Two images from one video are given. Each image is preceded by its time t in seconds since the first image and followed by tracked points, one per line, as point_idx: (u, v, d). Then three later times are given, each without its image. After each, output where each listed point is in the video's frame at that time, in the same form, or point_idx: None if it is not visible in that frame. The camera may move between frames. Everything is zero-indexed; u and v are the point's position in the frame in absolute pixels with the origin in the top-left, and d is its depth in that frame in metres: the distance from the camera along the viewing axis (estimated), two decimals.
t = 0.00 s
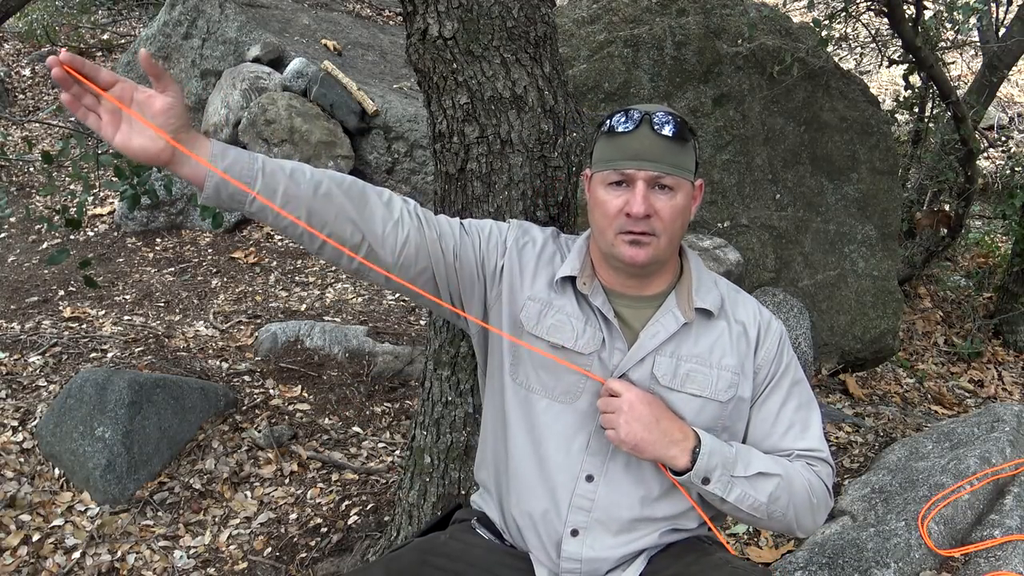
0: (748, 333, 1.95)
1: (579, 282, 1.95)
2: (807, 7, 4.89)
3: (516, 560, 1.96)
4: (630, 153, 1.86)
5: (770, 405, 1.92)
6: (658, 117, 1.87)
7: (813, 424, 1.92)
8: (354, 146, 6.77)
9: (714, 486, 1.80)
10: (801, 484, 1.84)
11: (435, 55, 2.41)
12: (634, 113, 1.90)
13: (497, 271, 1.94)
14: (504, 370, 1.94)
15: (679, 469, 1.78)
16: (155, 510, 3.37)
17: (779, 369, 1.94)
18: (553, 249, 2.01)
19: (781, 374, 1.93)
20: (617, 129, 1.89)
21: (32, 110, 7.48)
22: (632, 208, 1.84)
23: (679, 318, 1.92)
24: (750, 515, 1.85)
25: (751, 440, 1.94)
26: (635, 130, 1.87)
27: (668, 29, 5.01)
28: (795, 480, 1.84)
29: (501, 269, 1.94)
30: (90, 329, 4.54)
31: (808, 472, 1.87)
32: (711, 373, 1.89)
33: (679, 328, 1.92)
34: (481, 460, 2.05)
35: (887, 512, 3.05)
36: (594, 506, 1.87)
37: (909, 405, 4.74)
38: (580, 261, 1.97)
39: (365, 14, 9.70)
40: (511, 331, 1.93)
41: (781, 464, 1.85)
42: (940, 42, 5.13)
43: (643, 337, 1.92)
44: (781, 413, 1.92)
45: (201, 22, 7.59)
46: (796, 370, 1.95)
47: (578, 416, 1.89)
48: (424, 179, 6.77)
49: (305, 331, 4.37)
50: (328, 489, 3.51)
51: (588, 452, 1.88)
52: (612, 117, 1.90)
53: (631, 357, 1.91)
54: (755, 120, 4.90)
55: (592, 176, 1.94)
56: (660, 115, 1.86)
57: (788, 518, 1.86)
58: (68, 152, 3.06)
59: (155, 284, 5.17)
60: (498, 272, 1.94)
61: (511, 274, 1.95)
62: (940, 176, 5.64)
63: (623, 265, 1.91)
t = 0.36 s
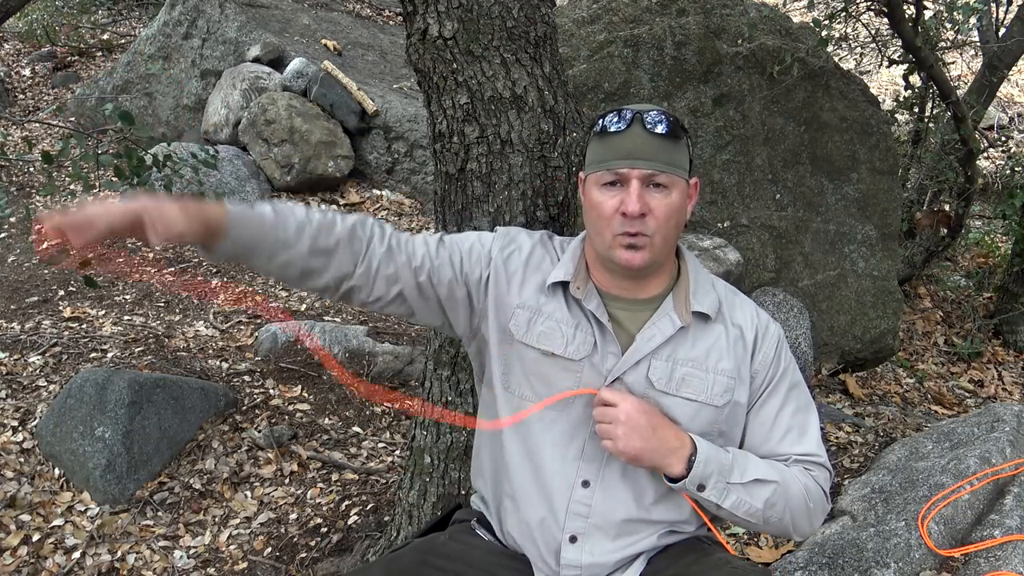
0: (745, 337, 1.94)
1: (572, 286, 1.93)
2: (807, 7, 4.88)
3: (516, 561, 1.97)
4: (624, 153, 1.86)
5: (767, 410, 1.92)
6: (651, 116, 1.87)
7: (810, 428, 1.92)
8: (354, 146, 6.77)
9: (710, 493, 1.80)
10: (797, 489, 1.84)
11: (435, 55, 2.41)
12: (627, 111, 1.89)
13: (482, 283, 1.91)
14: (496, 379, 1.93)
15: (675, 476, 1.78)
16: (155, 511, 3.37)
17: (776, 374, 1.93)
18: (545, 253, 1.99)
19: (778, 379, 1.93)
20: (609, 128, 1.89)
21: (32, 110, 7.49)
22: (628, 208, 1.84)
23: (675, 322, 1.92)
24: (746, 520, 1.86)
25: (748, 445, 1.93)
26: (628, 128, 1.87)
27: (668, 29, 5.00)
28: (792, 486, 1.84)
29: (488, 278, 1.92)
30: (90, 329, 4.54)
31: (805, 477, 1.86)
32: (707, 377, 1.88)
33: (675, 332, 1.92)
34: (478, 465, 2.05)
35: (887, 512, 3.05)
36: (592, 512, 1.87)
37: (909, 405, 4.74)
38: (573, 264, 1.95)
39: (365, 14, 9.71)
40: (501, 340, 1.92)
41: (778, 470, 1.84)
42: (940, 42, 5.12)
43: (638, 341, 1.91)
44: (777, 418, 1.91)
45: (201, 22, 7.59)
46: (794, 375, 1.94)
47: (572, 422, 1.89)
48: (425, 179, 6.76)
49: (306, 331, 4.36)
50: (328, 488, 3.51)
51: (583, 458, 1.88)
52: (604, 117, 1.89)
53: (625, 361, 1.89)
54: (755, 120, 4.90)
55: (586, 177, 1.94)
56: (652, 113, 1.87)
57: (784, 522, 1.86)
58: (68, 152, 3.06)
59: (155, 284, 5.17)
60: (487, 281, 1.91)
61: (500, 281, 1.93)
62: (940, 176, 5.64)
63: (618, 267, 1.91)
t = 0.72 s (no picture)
0: (727, 336, 1.92)
1: (547, 300, 2.00)
2: (807, 7, 4.88)
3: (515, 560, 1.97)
4: (588, 160, 1.89)
5: (753, 408, 1.90)
6: (612, 118, 1.89)
7: (800, 424, 1.88)
8: (354, 146, 6.77)
9: (693, 501, 1.83)
10: (785, 488, 1.82)
11: (435, 55, 2.41)
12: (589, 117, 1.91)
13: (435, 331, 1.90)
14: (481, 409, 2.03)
15: (659, 488, 1.82)
16: (155, 510, 3.37)
17: (761, 372, 1.90)
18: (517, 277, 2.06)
19: (763, 377, 1.90)
20: (574, 133, 1.91)
21: (32, 110, 7.48)
22: (598, 214, 1.87)
23: (652, 325, 1.93)
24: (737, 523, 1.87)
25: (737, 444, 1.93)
26: (591, 135, 1.89)
27: (668, 29, 4.95)
28: (778, 487, 1.82)
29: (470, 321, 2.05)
30: (90, 329, 4.54)
31: (794, 475, 1.84)
32: (687, 379, 1.90)
33: (652, 335, 1.94)
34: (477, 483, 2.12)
35: (887, 512, 3.05)
36: (586, 523, 1.92)
37: (909, 405, 4.74)
38: (548, 279, 2.02)
39: (365, 14, 9.71)
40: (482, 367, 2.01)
41: (763, 470, 1.83)
42: (940, 42, 5.12)
43: (615, 347, 1.94)
44: (764, 416, 1.89)
45: (201, 23, 7.60)
46: (781, 371, 1.91)
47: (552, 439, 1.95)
48: (425, 179, 6.76)
49: (305, 331, 4.35)
50: (329, 488, 3.51)
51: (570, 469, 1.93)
52: (568, 125, 1.92)
53: (602, 370, 1.93)
54: (755, 121, 4.90)
55: (555, 187, 1.97)
56: (613, 117, 1.89)
57: (775, 521, 1.85)
58: (68, 153, 3.06)
59: (155, 284, 5.17)
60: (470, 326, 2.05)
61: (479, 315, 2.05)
62: (940, 176, 5.65)
63: (594, 270, 1.93)
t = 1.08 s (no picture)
0: (719, 335, 1.92)
1: (538, 306, 2.00)
2: (807, 7, 4.88)
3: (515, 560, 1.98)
4: (572, 161, 1.90)
5: (747, 407, 1.90)
6: (594, 120, 1.91)
7: (794, 421, 1.89)
8: (354, 146, 6.77)
9: (695, 501, 1.83)
10: (782, 485, 1.83)
11: (435, 55, 2.41)
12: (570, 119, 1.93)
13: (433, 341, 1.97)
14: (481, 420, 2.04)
15: (661, 489, 1.82)
16: (155, 511, 3.37)
17: (754, 371, 1.91)
18: (508, 285, 2.06)
19: (757, 376, 1.90)
20: (557, 136, 1.92)
21: (32, 110, 7.48)
22: (582, 215, 1.88)
23: (644, 327, 1.93)
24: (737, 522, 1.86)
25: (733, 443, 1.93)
26: (573, 136, 1.90)
27: (668, 29, 4.95)
28: (777, 485, 1.83)
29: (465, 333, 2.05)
30: (90, 329, 4.54)
31: (790, 472, 1.85)
32: (680, 380, 1.90)
33: (644, 337, 1.94)
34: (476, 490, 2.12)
35: (887, 512, 3.05)
36: (585, 526, 1.92)
37: (909, 405, 4.74)
38: (538, 285, 2.02)
39: (365, 14, 9.71)
40: (479, 376, 2.02)
41: (760, 468, 1.84)
42: (939, 42, 5.12)
43: (608, 349, 1.94)
44: (759, 414, 1.89)
45: (201, 22, 7.60)
46: (774, 370, 1.91)
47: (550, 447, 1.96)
48: (425, 179, 6.76)
49: (305, 331, 4.35)
50: (329, 489, 3.51)
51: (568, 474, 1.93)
52: (551, 128, 1.94)
53: (595, 374, 1.93)
54: (755, 121, 4.90)
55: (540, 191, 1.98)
56: (596, 118, 1.90)
57: (774, 518, 1.86)
58: (68, 153, 3.06)
59: (155, 284, 5.17)
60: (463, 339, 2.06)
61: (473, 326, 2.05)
62: (940, 176, 5.65)
63: (582, 271, 1.93)
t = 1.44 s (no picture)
0: (729, 334, 1.93)
1: (551, 298, 1.99)
2: (807, 7, 4.88)
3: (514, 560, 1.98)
4: (596, 155, 1.89)
5: (753, 405, 1.91)
6: (619, 116, 1.90)
7: (800, 421, 1.89)
8: (354, 146, 6.77)
9: (696, 489, 1.80)
10: (785, 483, 1.83)
11: (435, 55, 2.41)
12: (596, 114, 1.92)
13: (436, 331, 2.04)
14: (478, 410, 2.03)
15: (661, 474, 1.80)
16: (155, 511, 3.37)
17: (762, 370, 1.92)
18: (520, 275, 2.05)
19: (765, 375, 1.91)
20: (580, 130, 1.91)
21: (32, 110, 7.48)
22: (603, 209, 1.86)
23: (654, 324, 1.93)
24: (737, 516, 1.85)
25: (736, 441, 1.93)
26: (599, 131, 1.89)
27: (668, 29, 4.95)
28: (780, 481, 1.83)
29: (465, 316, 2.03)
30: (90, 329, 4.54)
31: (794, 471, 1.85)
32: (689, 377, 1.90)
33: (654, 333, 1.94)
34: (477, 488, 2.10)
35: (887, 512, 3.05)
36: (588, 522, 1.91)
37: (909, 405, 4.74)
38: (551, 276, 2.01)
39: (365, 14, 9.70)
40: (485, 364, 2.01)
41: (765, 464, 1.84)
42: (940, 42, 5.12)
43: (618, 345, 1.94)
44: (766, 412, 1.90)
45: (201, 22, 7.61)
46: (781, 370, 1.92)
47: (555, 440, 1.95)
48: (425, 179, 6.76)
49: (305, 331, 4.35)
50: (329, 488, 3.51)
51: (574, 471, 1.93)
52: (576, 121, 1.93)
53: (605, 368, 1.93)
54: (755, 121, 4.90)
55: (561, 184, 1.97)
56: (622, 115, 1.89)
57: (775, 516, 1.85)
58: (68, 153, 3.06)
59: (155, 284, 5.17)
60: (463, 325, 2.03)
61: (475, 316, 2.03)
62: (940, 176, 5.65)
63: (598, 265, 1.92)
